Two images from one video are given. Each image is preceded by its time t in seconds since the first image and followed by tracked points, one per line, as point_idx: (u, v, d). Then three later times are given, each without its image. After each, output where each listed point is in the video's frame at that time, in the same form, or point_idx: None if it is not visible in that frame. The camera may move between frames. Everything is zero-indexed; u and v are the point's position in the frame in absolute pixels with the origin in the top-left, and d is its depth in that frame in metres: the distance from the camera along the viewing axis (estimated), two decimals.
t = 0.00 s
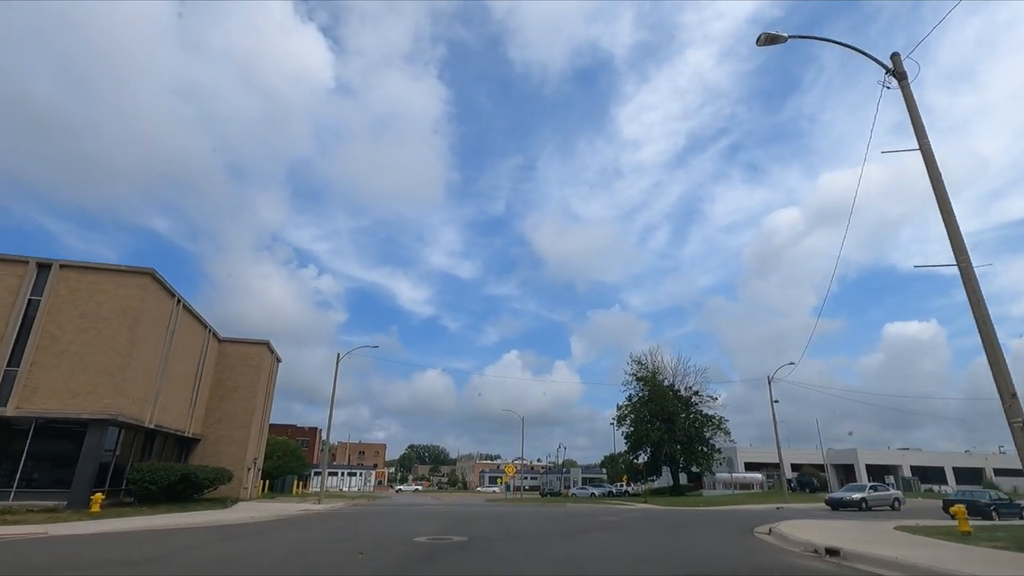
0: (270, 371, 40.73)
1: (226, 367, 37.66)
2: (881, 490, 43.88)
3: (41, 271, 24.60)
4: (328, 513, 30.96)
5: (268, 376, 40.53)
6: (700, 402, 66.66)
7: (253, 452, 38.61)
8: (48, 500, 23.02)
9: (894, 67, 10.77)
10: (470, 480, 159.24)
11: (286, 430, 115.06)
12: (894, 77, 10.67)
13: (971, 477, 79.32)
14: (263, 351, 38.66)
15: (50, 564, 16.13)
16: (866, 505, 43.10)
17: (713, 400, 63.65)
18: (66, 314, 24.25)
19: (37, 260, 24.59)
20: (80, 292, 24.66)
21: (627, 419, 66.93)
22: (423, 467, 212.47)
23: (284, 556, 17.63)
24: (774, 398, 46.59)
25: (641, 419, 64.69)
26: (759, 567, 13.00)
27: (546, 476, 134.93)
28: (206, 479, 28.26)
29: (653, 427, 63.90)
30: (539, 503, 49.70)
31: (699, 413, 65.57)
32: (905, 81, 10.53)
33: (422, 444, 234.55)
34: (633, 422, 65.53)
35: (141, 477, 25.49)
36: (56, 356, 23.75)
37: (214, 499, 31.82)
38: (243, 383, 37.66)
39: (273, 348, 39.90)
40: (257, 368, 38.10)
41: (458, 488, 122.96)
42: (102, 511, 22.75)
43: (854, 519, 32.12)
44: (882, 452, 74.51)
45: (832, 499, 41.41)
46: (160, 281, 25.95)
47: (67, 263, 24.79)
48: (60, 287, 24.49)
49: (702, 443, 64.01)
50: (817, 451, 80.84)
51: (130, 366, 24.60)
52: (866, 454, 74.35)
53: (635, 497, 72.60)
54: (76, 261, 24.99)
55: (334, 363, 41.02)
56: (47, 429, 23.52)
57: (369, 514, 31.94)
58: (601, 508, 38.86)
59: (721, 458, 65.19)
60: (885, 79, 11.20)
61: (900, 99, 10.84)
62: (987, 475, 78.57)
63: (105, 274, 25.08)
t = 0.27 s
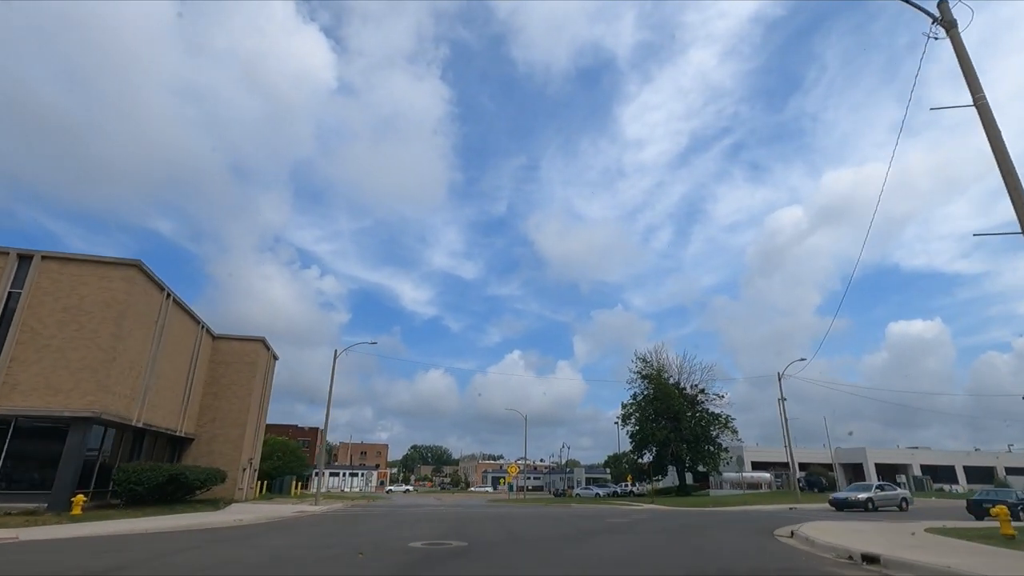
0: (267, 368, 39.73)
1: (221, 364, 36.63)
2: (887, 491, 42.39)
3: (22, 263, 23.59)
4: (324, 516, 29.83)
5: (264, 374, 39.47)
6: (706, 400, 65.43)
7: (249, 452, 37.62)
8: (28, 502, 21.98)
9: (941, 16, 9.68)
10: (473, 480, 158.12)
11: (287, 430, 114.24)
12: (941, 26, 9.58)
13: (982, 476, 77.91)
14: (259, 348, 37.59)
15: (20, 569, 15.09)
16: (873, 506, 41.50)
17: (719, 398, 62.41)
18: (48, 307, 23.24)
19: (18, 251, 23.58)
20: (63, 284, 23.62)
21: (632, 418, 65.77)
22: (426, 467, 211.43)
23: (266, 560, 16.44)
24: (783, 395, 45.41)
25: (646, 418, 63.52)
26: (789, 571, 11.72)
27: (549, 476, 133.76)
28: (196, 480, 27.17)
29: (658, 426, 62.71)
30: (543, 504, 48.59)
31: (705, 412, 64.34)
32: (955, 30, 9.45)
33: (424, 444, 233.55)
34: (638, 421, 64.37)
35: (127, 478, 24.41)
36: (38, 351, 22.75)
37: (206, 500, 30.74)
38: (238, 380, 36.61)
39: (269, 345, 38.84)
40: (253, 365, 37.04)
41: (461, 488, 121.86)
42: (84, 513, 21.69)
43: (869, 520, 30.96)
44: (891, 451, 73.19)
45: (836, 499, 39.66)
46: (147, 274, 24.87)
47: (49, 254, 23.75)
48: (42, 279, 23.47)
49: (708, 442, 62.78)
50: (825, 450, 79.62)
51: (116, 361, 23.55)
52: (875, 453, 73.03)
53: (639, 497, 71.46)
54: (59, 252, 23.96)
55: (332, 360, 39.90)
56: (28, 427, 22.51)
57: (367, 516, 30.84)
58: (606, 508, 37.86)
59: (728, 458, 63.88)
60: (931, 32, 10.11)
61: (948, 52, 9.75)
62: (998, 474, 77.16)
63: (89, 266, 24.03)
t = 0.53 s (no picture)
0: (262, 364, 38.55)
1: (214, 360, 35.48)
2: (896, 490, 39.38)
3: None
4: (320, 517, 28.63)
5: (260, 370, 38.29)
6: (713, 397, 64.09)
7: (245, 450, 36.46)
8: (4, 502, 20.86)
9: None
10: (476, 479, 156.95)
11: (289, 429, 113.28)
12: None
13: (995, 473, 76.44)
14: (254, 343, 36.42)
15: None
16: (883, 506, 38.15)
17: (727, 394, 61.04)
18: (26, 298, 22.14)
19: None
20: (41, 273, 22.50)
21: (638, 416, 64.49)
22: (429, 466, 210.33)
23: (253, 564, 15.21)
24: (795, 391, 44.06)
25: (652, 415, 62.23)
26: None
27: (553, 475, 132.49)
28: (186, 479, 25.99)
29: (665, 424, 61.41)
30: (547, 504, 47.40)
31: (713, 409, 62.98)
32: None
33: (427, 444, 232.49)
34: (644, 419, 63.08)
35: (111, 477, 23.16)
36: (15, 344, 21.69)
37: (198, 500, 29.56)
38: (232, 376, 35.45)
39: (265, 341, 37.66)
40: (247, 360, 35.88)
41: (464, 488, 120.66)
42: (63, 515, 20.52)
43: (889, 520, 29.68)
44: (902, 448, 71.77)
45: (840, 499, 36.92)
46: (130, 263, 23.67)
47: (28, 242, 22.63)
48: (20, 268, 22.36)
49: (716, 440, 61.39)
50: (835, 448, 78.28)
51: (98, 354, 22.40)
52: (885, 450, 71.62)
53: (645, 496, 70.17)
54: (38, 240, 22.81)
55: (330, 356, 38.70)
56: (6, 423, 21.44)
57: (364, 517, 29.66)
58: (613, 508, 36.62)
59: (736, 455, 62.43)
60: None
61: None
62: (1011, 471, 75.68)
63: (69, 254, 22.87)
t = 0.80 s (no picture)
0: (258, 361, 37.31)
1: (207, 356, 34.27)
2: (914, 489, 35.73)
3: None
4: (316, 519, 27.33)
5: (256, 367, 37.06)
6: (722, 395, 62.63)
7: (239, 450, 35.25)
8: None
9: None
10: (480, 480, 155.65)
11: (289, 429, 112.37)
12: None
13: (1010, 473, 74.82)
14: (249, 339, 35.19)
15: None
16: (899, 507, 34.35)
17: (736, 392, 59.55)
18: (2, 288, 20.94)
19: None
20: (19, 262, 21.28)
21: (644, 414, 63.11)
22: (432, 466, 209.01)
23: (235, 564, 14.00)
24: (809, 387, 42.62)
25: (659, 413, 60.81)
26: None
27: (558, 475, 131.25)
28: (173, 480, 24.73)
29: (672, 422, 59.98)
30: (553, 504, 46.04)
31: (721, 407, 61.53)
32: None
33: (431, 444, 231.53)
34: (651, 417, 61.68)
35: (90, 478, 21.70)
36: None
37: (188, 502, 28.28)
38: (225, 373, 34.23)
39: (260, 336, 36.43)
40: (241, 356, 34.66)
41: (467, 488, 119.39)
42: (36, 519, 19.22)
43: (913, 522, 28.21)
44: (915, 447, 70.21)
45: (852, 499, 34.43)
46: (113, 252, 22.38)
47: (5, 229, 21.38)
48: None
49: (725, 439, 59.89)
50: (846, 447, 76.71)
51: (78, 348, 21.14)
52: (898, 449, 70.05)
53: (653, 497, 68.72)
54: (15, 227, 21.55)
55: (328, 352, 37.37)
56: None
57: (362, 519, 28.36)
58: (623, 509, 35.22)
59: (746, 454, 60.90)
60: None
61: None
62: None
63: (49, 242, 21.61)
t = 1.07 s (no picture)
0: (254, 357, 35.96)
1: (200, 352, 32.96)
2: (934, 491, 32.48)
3: None
4: (309, 521, 25.86)
5: (251, 363, 35.72)
6: (731, 395, 61.05)
7: (233, 450, 33.91)
8: None
9: None
10: (484, 481, 154.24)
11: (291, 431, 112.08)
12: None
13: None
14: (243, 334, 33.86)
15: None
16: (919, 510, 31.34)
17: (746, 391, 57.91)
18: None
19: None
20: None
21: (652, 415, 61.60)
22: (437, 467, 207.63)
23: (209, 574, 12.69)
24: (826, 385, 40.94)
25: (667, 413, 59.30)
26: None
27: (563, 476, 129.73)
28: (157, 480, 23.43)
29: (681, 422, 58.43)
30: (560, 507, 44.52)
31: (732, 407, 59.93)
32: None
33: (435, 445, 230.30)
34: (659, 417, 60.16)
35: (67, 478, 20.27)
36: None
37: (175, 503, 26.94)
38: (218, 369, 32.90)
39: (255, 332, 35.09)
40: (235, 352, 33.32)
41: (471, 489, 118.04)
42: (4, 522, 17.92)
43: (943, 527, 26.49)
44: (930, 448, 68.44)
45: (869, 503, 31.74)
46: (93, 237, 21.07)
47: None
48: None
49: (735, 439, 58.30)
50: (859, 448, 74.83)
51: (53, 340, 19.83)
52: (912, 450, 68.29)
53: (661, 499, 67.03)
54: None
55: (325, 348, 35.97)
56: None
57: (358, 521, 26.87)
58: (633, 512, 33.58)
59: (757, 455, 59.25)
60: None
61: None
62: None
63: (24, 226, 20.31)
